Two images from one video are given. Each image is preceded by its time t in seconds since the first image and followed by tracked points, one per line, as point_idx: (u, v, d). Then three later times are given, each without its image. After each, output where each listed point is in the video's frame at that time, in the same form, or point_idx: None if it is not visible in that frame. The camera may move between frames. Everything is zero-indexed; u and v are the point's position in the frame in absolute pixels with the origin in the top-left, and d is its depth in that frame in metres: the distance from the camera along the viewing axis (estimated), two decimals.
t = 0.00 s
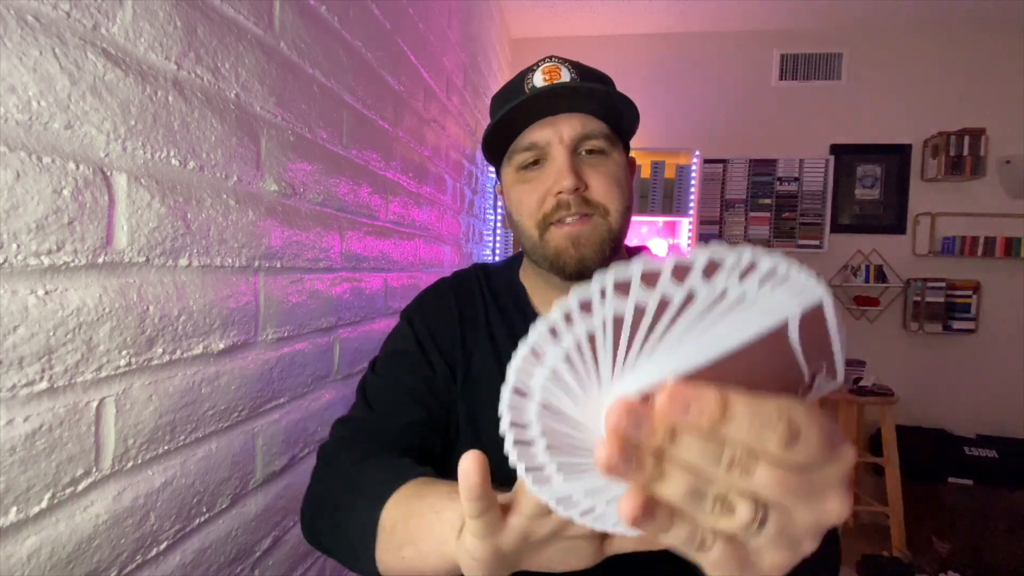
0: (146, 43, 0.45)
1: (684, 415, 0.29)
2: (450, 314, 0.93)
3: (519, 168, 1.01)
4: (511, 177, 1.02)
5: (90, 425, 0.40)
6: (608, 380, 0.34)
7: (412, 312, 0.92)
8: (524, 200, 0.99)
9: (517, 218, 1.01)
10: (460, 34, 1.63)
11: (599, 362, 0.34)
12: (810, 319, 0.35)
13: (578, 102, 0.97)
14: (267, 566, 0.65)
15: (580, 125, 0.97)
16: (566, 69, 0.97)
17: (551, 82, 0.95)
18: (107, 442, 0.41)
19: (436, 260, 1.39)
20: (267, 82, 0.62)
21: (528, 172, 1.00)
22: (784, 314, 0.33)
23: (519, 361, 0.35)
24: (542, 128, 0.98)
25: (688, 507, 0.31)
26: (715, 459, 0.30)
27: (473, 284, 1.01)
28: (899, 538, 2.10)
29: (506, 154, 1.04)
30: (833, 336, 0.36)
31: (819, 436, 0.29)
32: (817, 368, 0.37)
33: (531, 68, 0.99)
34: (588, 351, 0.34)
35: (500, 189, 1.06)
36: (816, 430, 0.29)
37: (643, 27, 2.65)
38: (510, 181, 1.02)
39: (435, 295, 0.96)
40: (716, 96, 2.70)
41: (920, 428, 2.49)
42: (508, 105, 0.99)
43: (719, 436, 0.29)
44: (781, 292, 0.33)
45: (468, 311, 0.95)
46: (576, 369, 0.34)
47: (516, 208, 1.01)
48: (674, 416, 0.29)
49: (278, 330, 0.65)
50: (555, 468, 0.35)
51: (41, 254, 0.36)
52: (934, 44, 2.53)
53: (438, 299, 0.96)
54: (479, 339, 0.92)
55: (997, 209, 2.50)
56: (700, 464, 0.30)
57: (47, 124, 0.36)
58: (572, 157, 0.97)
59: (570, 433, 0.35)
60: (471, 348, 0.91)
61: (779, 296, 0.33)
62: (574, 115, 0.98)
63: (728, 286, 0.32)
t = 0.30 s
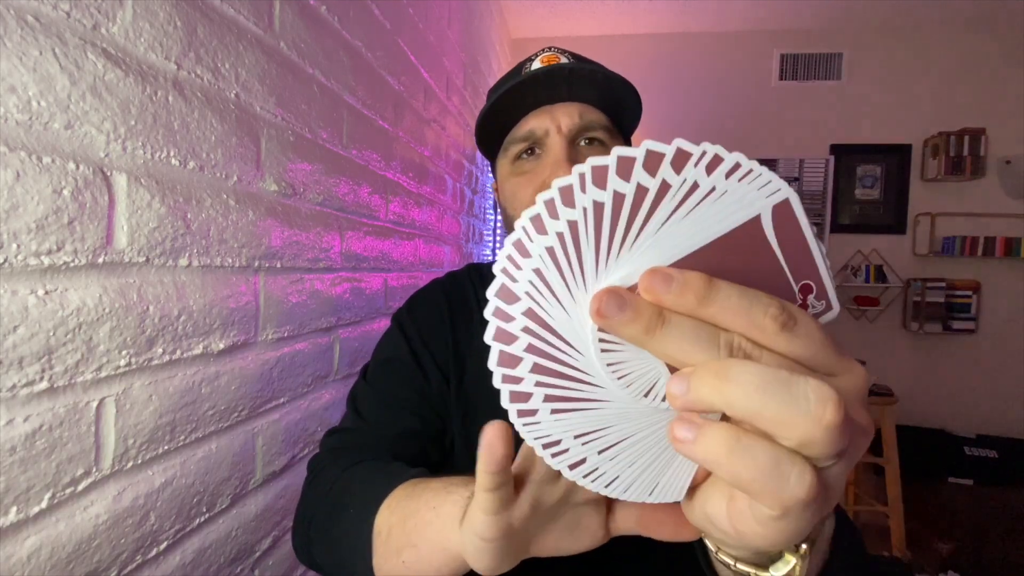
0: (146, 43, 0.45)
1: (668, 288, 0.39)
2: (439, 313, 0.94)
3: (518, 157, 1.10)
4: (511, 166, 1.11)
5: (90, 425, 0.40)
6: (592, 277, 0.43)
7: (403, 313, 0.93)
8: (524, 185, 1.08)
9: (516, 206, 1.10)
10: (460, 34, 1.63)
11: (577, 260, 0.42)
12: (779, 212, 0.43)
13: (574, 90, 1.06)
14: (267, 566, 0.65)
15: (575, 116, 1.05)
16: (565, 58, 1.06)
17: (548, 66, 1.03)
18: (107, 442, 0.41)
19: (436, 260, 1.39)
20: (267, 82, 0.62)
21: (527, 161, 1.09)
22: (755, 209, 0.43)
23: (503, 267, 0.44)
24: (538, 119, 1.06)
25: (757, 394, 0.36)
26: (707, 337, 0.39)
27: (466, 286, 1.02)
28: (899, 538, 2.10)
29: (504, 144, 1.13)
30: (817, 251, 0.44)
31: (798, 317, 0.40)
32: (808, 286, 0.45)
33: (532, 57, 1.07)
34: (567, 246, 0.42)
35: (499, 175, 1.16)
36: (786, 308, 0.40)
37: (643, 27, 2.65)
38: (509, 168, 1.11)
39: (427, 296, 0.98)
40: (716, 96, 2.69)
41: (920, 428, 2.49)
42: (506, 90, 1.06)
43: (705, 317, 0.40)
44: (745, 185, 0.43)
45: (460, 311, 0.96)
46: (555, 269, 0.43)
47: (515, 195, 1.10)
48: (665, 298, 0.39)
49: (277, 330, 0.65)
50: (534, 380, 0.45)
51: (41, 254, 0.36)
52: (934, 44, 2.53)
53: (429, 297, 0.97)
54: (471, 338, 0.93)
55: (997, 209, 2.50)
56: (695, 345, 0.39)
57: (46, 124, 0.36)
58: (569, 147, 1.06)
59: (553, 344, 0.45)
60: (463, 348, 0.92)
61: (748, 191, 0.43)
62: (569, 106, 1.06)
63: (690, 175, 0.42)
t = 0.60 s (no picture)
0: (146, 43, 0.45)
1: (649, 292, 0.39)
2: (438, 316, 0.96)
3: (515, 155, 1.11)
4: (510, 162, 1.12)
5: (90, 425, 0.40)
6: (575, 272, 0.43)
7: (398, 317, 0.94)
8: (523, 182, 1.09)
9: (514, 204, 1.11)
10: (460, 34, 1.63)
11: (557, 253, 0.42)
12: (794, 207, 0.43)
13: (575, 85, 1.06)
14: (267, 566, 0.65)
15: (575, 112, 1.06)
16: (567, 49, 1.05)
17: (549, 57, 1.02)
18: (107, 443, 0.41)
19: (436, 260, 1.39)
20: (267, 82, 0.62)
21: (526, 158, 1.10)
22: (763, 206, 0.43)
23: (480, 260, 0.45)
24: (537, 115, 1.06)
25: (728, 405, 0.36)
26: (689, 344, 0.40)
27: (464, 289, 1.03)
28: (899, 538, 2.10)
29: (502, 139, 1.13)
30: (839, 261, 0.44)
31: (795, 333, 0.39)
32: (824, 297, 0.45)
33: (533, 49, 1.07)
34: (546, 237, 0.42)
35: (498, 171, 1.17)
36: (784, 321, 0.40)
37: (643, 27, 2.65)
38: (508, 166, 1.13)
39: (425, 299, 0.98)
40: (716, 96, 2.69)
41: (920, 428, 2.49)
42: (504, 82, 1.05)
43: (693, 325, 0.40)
44: (757, 175, 0.43)
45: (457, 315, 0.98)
46: (533, 262, 0.43)
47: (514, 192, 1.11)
48: (646, 303, 0.39)
49: (277, 330, 0.65)
50: (508, 378, 0.45)
51: (41, 254, 0.36)
52: (935, 43, 2.53)
53: (426, 299, 0.98)
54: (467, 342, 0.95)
55: (997, 209, 2.50)
56: (676, 352, 0.40)
57: (46, 124, 0.36)
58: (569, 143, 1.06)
59: (530, 343, 0.45)
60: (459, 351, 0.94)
61: (759, 182, 0.43)
62: (569, 101, 1.06)
63: (689, 164, 0.42)
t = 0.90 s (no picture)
0: (146, 43, 0.45)
1: (669, 289, 0.39)
2: (437, 315, 0.96)
3: (516, 157, 1.11)
4: (511, 164, 1.11)
5: (90, 426, 0.40)
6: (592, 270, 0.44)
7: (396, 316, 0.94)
8: (524, 185, 1.09)
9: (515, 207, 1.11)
10: (460, 34, 1.63)
11: (570, 251, 0.44)
12: (815, 208, 0.43)
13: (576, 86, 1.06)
14: (267, 566, 0.65)
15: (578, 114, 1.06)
16: (569, 49, 1.06)
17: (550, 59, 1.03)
18: (107, 442, 0.41)
19: (436, 261, 1.39)
20: (266, 82, 0.62)
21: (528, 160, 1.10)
22: (783, 205, 0.43)
23: (496, 260, 0.46)
24: (540, 117, 1.06)
25: (748, 403, 0.36)
26: (706, 344, 0.40)
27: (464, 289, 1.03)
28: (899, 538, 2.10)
29: (503, 141, 1.13)
30: (858, 263, 0.44)
31: (813, 335, 0.39)
32: (842, 299, 0.45)
33: (534, 49, 1.07)
34: (561, 236, 0.44)
35: (498, 173, 1.17)
36: (803, 321, 0.40)
37: (643, 27, 2.65)
38: (508, 168, 1.13)
39: (424, 299, 0.98)
40: (716, 96, 2.69)
41: (921, 428, 2.49)
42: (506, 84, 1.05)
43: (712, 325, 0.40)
44: (778, 175, 0.42)
45: (456, 315, 0.98)
46: (547, 261, 0.45)
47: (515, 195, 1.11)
48: (666, 300, 0.39)
49: (278, 330, 0.65)
50: (526, 382, 0.49)
51: (41, 254, 0.36)
52: (936, 43, 2.52)
53: (424, 299, 0.98)
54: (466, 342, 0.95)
55: (997, 209, 2.50)
56: (692, 350, 0.40)
57: (46, 123, 0.36)
58: (572, 146, 1.06)
59: (546, 344, 0.47)
60: (459, 351, 0.94)
61: (778, 180, 0.42)
62: (571, 103, 1.06)
63: (710, 162, 0.42)
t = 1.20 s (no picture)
0: (146, 43, 0.45)
1: (665, 313, 0.40)
2: (438, 314, 0.96)
3: (518, 159, 1.11)
4: (513, 166, 1.12)
5: (90, 426, 0.40)
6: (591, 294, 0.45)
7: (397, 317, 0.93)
8: (526, 187, 1.09)
9: (516, 208, 1.11)
10: (460, 34, 1.63)
11: (569, 274, 0.45)
12: (805, 230, 0.44)
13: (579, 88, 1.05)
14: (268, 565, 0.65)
15: (581, 117, 1.05)
16: (572, 49, 1.06)
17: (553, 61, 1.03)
18: (107, 443, 0.41)
19: (436, 261, 1.39)
20: (266, 82, 0.62)
21: (529, 162, 1.10)
22: (773, 227, 0.44)
23: (494, 286, 0.46)
24: (543, 119, 1.06)
25: (746, 424, 0.36)
26: (704, 366, 0.40)
27: (464, 289, 1.03)
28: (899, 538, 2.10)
29: (506, 141, 1.14)
30: (847, 281, 0.44)
31: (809, 355, 0.39)
32: (833, 316, 0.45)
33: (538, 47, 1.07)
34: (560, 260, 0.45)
35: (499, 173, 1.17)
36: (799, 342, 0.40)
37: (643, 27, 2.65)
38: (508, 170, 1.13)
39: (425, 298, 0.98)
40: (717, 96, 2.69)
41: (921, 429, 2.49)
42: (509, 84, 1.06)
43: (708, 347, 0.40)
44: (767, 199, 0.44)
45: (457, 316, 0.98)
46: (547, 288, 0.45)
47: (517, 197, 1.11)
48: (663, 322, 0.40)
49: (277, 330, 0.65)
50: (530, 406, 0.48)
51: (41, 254, 0.36)
52: (936, 42, 2.52)
53: (424, 299, 0.97)
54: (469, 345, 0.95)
55: (997, 209, 2.50)
56: (690, 372, 0.40)
57: (47, 123, 0.36)
58: (574, 149, 1.06)
59: (548, 369, 0.47)
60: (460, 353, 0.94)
61: (767, 205, 0.44)
62: (574, 105, 1.06)
63: (700, 188, 0.44)
